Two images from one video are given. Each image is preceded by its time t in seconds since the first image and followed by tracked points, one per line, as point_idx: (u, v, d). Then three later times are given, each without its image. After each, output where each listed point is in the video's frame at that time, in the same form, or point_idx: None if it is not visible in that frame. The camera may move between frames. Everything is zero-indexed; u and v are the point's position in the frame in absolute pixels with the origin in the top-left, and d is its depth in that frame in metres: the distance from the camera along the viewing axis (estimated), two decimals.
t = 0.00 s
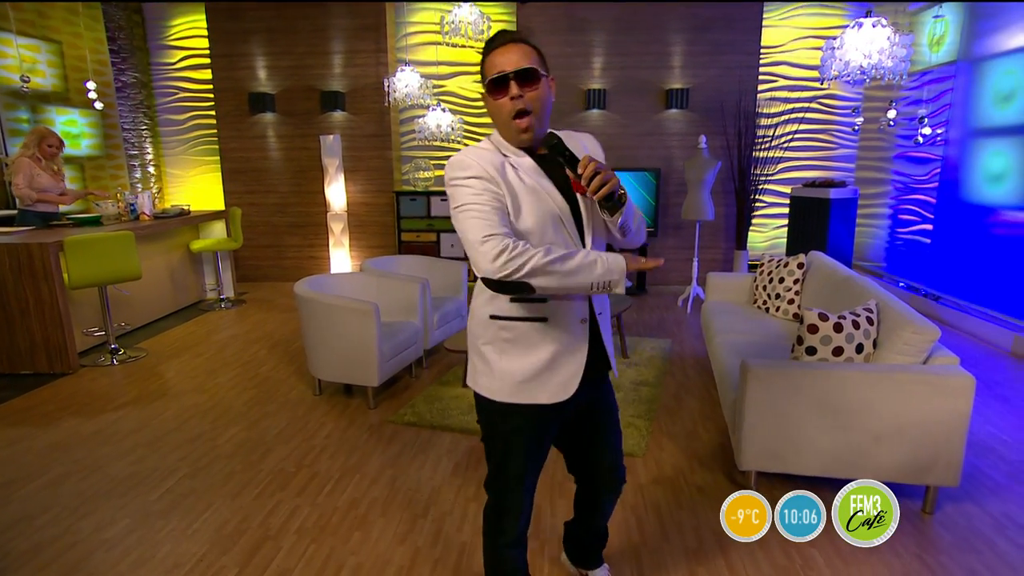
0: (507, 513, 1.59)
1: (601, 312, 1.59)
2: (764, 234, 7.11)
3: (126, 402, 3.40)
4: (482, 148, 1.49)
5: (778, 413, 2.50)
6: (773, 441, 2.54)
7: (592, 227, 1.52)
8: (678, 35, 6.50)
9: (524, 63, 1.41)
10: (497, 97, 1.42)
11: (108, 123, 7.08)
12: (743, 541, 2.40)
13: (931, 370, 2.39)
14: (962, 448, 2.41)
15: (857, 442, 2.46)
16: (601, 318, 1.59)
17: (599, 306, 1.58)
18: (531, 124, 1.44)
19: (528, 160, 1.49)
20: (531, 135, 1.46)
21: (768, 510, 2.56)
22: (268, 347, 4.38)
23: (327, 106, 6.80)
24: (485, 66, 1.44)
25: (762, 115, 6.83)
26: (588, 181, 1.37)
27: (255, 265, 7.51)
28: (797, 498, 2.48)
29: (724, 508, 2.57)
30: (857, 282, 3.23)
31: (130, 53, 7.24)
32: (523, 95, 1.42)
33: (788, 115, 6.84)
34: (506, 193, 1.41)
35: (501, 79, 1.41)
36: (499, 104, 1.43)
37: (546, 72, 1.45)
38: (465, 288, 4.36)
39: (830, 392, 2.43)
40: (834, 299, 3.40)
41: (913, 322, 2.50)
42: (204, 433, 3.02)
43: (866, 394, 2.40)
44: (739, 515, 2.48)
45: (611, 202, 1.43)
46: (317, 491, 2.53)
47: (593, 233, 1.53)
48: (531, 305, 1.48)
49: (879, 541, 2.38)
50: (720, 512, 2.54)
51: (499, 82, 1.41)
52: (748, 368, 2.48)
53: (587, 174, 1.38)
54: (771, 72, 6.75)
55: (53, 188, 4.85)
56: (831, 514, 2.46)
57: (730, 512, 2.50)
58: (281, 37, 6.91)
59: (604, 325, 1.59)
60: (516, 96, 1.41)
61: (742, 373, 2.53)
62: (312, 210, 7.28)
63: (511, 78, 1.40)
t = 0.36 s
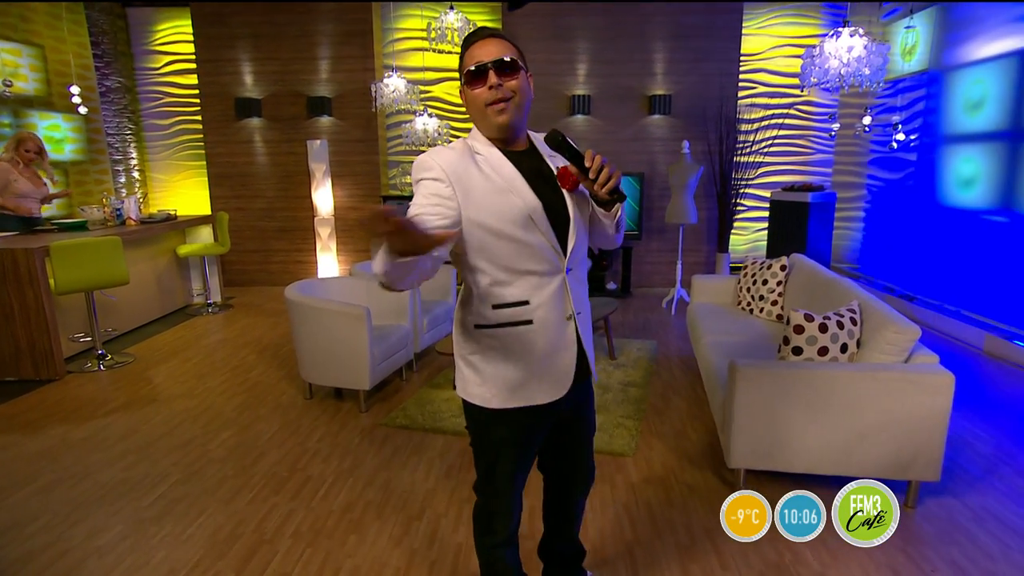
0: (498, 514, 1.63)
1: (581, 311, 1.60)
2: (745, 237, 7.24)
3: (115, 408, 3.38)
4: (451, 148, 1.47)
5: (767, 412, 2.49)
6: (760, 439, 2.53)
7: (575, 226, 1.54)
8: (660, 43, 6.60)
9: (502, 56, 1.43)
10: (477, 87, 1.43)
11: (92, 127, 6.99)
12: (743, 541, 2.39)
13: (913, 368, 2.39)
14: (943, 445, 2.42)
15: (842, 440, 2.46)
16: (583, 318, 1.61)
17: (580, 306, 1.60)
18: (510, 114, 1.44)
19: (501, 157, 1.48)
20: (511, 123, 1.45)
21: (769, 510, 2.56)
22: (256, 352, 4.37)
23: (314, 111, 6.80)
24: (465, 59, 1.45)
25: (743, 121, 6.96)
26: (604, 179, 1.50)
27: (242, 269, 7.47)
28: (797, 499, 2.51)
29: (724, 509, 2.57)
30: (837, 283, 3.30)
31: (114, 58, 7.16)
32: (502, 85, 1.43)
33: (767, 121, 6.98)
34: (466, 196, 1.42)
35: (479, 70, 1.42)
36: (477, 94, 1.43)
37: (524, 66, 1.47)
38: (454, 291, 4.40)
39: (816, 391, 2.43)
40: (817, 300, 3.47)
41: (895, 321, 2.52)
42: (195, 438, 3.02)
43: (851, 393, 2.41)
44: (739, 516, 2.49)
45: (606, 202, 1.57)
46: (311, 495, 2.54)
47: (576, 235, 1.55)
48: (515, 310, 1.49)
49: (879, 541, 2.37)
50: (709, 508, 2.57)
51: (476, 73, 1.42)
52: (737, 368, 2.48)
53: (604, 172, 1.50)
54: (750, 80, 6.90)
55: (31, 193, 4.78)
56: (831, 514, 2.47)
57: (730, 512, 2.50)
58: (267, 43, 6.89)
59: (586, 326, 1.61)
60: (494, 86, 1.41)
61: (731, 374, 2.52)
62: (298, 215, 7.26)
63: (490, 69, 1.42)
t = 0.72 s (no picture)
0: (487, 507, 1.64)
1: (562, 322, 1.64)
2: (723, 241, 7.39)
3: (100, 417, 3.35)
4: (434, 168, 1.59)
5: (751, 411, 2.55)
6: (746, 437, 2.58)
7: (557, 239, 1.57)
8: (641, 52, 6.72)
9: (491, 72, 1.47)
10: (467, 104, 1.48)
11: (72, 133, 6.73)
12: (743, 541, 2.40)
13: (892, 368, 2.48)
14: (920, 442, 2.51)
15: (824, 438, 2.53)
16: (563, 328, 1.64)
17: (560, 316, 1.64)
18: (498, 129, 1.48)
19: (480, 173, 1.56)
20: (500, 137, 1.50)
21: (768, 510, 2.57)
22: (243, 358, 4.36)
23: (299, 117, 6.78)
24: (454, 77, 1.51)
25: (721, 128, 7.12)
26: (592, 194, 1.41)
27: (226, 276, 7.40)
28: (797, 498, 2.50)
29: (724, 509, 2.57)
30: (817, 286, 3.39)
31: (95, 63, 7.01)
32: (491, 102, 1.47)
33: (745, 128, 7.14)
34: (439, 212, 1.56)
35: (468, 87, 1.47)
36: (466, 111, 1.49)
37: (515, 81, 1.50)
38: (441, 296, 4.42)
39: (798, 390, 2.50)
40: (797, 302, 3.56)
41: (874, 322, 2.60)
42: (184, 445, 3.00)
43: (832, 392, 2.48)
44: (739, 516, 2.49)
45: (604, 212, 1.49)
46: (303, 500, 2.54)
47: (557, 247, 1.58)
48: (491, 319, 1.59)
49: (879, 541, 2.39)
50: (696, 506, 2.62)
51: (466, 89, 1.47)
52: (723, 369, 2.54)
53: (591, 186, 1.42)
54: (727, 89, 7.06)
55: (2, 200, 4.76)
56: (831, 514, 2.48)
57: (730, 512, 2.51)
58: (251, 49, 6.88)
59: (566, 335, 1.66)
60: (483, 104, 1.46)
61: (717, 375, 2.58)
62: (282, 220, 7.24)
63: (477, 85, 1.47)
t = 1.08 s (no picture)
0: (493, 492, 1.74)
1: (570, 317, 1.74)
2: (708, 243, 7.49)
3: (91, 422, 3.32)
4: (464, 174, 1.73)
5: (743, 410, 2.61)
6: (738, 436, 2.63)
7: (567, 239, 1.68)
8: (627, 56, 6.79)
9: (517, 89, 1.56)
10: (493, 118, 1.58)
11: (58, 136, 6.66)
12: (743, 542, 2.40)
13: (878, 367, 2.55)
14: (906, 439, 2.58)
15: (814, 435, 2.59)
16: (571, 323, 1.74)
17: (570, 312, 1.74)
18: (525, 143, 1.59)
19: (503, 177, 1.68)
20: (527, 149, 1.60)
21: (766, 509, 2.57)
22: (234, 361, 4.34)
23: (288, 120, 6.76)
24: (484, 93, 1.60)
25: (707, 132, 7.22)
26: (585, 186, 1.50)
27: (214, 279, 7.35)
28: (797, 498, 2.49)
29: (723, 508, 2.56)
30: (804, 287, 3.45)
31: (80, 66, 6.94)
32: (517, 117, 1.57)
33: (730, 132, 7.25)
34: (466, 211, 1.69)
35: (497, 104, 1.56)
36: (495, 124, 1.58)
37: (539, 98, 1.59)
38: (432, 298, 4.44)
39: (789, 389, 2.56)
40: (784, 303, 3.63)
41: (860, 322, 2.67)
42: (177, 449, 2.99)
43: (822, 391, 2.54)
44: (739, 516, 2.47)
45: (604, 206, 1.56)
46: (299, 502, 2.55)
47: (566, 247, 1.68)
48: (505, 312, 1.70)
49: (879, 541, 2.39)
50: (688, 503, 2.66)
51: (494, 106, 1.56)
52: (715, 369, 2.59)
53: (583, 180, 1.50)
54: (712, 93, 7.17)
55: None
56: (831, 514, 2.46)
57: (730, 512, 2.50)
58: (239, 52, 6.85)
59: (573, 330, 1.75)
60: (510, 120, 1.56)
61: (709, 374, 2.63)
62: (271, 223, 7.20)
63: (506, 102, 1.55)
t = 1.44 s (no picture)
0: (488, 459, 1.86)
1: (566, 298, 1.81)
2: (695, 243, 7.57)
3: (80, 425, 3.28)
4: (480, 164, 1.84)
5: (736, 406, 2.65)
6: (732, 432, 2.67)
7: (566, 223, 1.78)
8: (615, 57, 6.84)
9: (545, 93, 1.69)
10: (520, 113, 1.68)
11: (41, 135, 6.52)
12: (743, 543, 2.39)
13: (868, 364, 2.60)
14: (895, 433, 2.63)
15: (806, 430, 2.63)
16: (567, 304, 1.81)
17: (566, 293, 1.81)
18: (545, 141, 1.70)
19: (516, 167, 1.80)
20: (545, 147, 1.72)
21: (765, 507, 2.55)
22: (225, 363, 4.31)
23: (277, 121, 6.74)
24: (511, 91, 1.71)
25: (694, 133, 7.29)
26: (587, 178, 1.64)
27: (202, 280, 7.27)
28: (797, 498, 2.47)
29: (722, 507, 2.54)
30: (794, 285, 3.50)
31: (64, 64, 6.83)
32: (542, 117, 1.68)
33: (716, 133, 7.34)
34: (479, 193, 1.79)
35: (525, 102, 1.67)
36: (520, 121, 1.69)
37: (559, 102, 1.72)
38: (424, 298, 4.44)
39: (780, 385, 2.60)
40: (773, 301, 3.67)
41: (850, 319, 2.72)
42: (170, 451, 2.97)
43: (812, 387, 2.58)
44: (739, 515, 2.45)
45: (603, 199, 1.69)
46: (295, 504, 2.54)
47: (564, 233, 1.78)
48: (507, 290, 1.79)
49: (879, 541, 2.39)
50: (683, 499, 2.69)
51: (523, 103, 1.66)
52: (708, 366, 2.63)
53: (585, 173, 1.65)
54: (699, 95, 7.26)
55: None
56: (830, 513, 2.45)
57: (730, 512, 2.47)
58: (227, 52, 6.78)
59: (568, 311, 1.81)
60: (536, 118, 1.67)
61: (702, 372, 2.67)
62: (258, 224, 7.14)
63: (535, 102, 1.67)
